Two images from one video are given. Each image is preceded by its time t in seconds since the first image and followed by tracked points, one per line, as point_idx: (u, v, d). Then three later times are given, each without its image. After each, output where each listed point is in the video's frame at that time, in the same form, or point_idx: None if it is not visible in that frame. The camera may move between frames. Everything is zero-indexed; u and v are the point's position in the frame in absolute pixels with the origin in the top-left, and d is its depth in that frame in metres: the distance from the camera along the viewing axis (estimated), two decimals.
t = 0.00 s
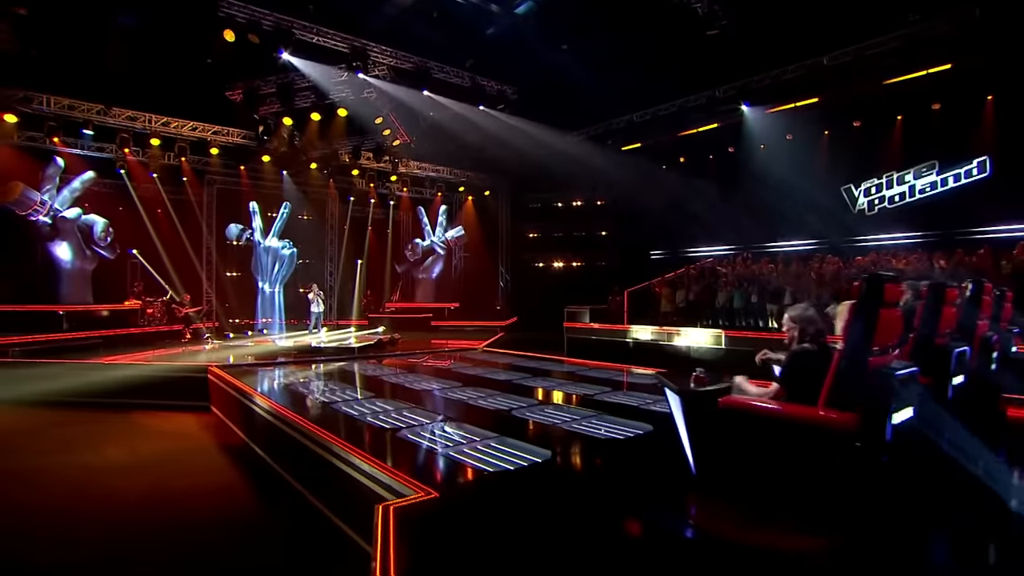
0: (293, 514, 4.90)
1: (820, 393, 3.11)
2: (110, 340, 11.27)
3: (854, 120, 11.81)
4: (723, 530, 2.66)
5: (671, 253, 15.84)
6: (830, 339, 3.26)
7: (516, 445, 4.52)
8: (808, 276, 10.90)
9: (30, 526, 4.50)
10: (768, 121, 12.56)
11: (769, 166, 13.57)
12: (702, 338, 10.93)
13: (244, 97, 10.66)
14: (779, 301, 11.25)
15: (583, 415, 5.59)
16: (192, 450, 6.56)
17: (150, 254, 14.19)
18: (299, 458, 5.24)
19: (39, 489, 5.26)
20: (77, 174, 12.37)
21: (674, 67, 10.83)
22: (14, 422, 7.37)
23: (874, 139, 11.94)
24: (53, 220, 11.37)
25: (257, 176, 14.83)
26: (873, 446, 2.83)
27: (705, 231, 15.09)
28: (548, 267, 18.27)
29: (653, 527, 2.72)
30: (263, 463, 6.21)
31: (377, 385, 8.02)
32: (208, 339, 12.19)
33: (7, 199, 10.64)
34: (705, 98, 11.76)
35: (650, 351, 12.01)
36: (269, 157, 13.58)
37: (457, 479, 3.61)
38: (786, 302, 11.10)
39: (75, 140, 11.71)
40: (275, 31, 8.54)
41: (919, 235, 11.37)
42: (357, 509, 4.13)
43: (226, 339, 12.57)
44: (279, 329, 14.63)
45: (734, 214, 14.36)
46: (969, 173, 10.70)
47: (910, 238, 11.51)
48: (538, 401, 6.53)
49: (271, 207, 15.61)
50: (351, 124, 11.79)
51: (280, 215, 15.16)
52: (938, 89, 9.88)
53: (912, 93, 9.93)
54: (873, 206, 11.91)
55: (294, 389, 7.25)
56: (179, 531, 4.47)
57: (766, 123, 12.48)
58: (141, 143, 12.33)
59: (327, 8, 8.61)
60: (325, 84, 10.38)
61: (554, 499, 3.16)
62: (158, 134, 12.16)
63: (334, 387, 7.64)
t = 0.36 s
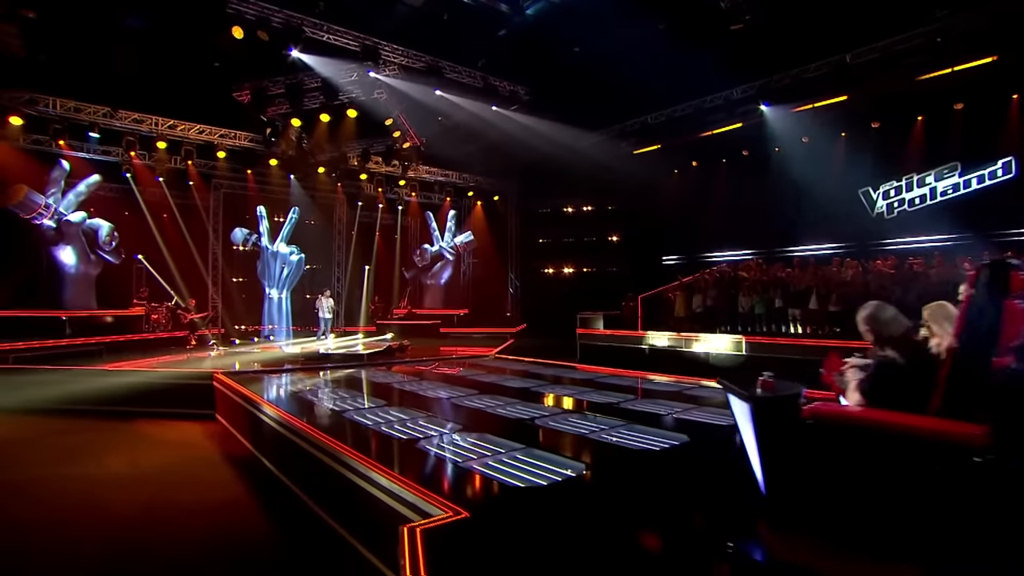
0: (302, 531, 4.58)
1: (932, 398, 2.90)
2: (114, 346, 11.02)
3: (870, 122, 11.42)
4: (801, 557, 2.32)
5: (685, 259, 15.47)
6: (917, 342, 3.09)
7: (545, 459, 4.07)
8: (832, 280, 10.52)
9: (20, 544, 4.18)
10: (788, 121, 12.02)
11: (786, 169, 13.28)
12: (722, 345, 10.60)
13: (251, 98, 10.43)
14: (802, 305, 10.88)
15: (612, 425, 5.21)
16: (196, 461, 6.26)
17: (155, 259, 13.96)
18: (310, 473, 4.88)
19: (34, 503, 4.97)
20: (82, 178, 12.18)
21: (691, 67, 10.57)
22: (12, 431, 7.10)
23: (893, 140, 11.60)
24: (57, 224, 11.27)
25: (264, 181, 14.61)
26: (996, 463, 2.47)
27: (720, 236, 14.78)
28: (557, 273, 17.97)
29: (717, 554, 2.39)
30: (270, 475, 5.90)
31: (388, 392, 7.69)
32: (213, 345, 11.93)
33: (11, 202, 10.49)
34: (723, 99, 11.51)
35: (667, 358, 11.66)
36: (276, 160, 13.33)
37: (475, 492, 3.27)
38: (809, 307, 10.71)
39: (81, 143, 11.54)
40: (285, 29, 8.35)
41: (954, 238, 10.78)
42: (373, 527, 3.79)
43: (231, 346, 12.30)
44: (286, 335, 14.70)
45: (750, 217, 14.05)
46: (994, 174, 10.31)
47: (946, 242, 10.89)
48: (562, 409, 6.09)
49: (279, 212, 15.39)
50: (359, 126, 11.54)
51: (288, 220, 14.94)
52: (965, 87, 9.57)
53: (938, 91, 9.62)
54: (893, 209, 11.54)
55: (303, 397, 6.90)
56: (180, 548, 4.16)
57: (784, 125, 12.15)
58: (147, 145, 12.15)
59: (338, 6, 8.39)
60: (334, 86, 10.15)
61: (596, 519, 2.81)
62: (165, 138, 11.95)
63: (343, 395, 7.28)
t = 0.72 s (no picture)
0: (311, 553, 4.18)
1: None
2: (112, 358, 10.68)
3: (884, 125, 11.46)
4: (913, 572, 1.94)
5: (700, 267, 15.14)
6: None
7: (584, 472, 3.66)
8: (855, 285, 10.17)
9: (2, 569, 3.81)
10: (807, 122, 12.10)
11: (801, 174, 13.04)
12: (742, 353, 10.26)
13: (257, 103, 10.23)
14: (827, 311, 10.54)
15: (647, 435, 4.89)
16: (196, 478, 5.87)
17: (157, 271, 13.70)
18: (319, 489, 4.48)
19: (20, 524, 4.60)
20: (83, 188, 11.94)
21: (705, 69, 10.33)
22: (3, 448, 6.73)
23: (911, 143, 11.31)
24: (57, 234, 11.07)
25: (268, 191, 14.36)
26: None
27: (734, 243, 14.48)
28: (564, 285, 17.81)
29: None
30: (275, 492, 5.51)
31: (397, 403, 7.30)
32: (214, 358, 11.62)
33: (10, 211, 10.30)
34: (738, 101, 11.26)
35: (685, 367, 11.30)
36: (282, 170, 13.21)
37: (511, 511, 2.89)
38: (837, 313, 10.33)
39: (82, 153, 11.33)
40: (292, 28, 8.12)
41: (982, 239, 10.39)
42: (392, 548, 3.40)
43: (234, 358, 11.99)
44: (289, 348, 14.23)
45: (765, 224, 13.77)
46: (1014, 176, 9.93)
47: (971, 246, 10.54)
48: (591, 419, 5.69)
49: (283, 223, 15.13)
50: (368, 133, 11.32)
51: (294, 231, 14.69)
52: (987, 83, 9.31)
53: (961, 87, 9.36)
54: (910, 214, 11.29)
55: (311, 409, 6.53)
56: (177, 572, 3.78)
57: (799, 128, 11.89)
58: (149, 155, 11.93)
59: (345, 5, 8.16)
60: (341, 90, 9.88)
61: (655, 543, 2.43)
62: (167, 147, 11.68)
63: (352, 407, 6.90)
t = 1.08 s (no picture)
0: None
1: None
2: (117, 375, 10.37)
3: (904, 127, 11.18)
4: None
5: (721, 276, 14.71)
6: None
7: (646, 485, 3.21)
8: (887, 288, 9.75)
9: None
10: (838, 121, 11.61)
11: (822, 177, 12.71)
12: (771, 361, 9.86)
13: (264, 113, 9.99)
14: (860, 316, 10.18)
15: (695, 443, 4.49)
16: (202, 499, 5.46)
17: (162, 287, 13.53)
18: (336, 508, 4.06)
19: (9, 549, 4.19)
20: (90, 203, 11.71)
21: (724, 68, 10.06)
22: None
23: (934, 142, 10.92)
24: (61, 248, 10.79)
25: (276, 204, 14.06)
26: None
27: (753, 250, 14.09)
28: (575, 296, 17.42)
29: None
30: (287, 512, 5.08)
31: (416, 418, 6.81)
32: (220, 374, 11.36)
33: (13, 224, 10.07)
34: (756, 102, 10.97)
35: (709, 377, 10.87)
36: (290, 183, 12.99)
37: (569, 532, 2.47)
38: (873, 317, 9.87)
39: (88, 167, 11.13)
40: (303, 30, 7.98)
41: (1019, 240, 9.90)
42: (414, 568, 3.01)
43: (241, 374, 11.66)
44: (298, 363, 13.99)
45: (786, 228, 13.39)
46: None
47: (1013, 246, 9.98)
48: (632, 429, 5.24)
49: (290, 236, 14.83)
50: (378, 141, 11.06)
51: (303, 245, 14.41)
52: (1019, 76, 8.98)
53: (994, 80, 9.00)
54: (935, 216, 10.94)
55: (327, 425, 6.05)
56: None
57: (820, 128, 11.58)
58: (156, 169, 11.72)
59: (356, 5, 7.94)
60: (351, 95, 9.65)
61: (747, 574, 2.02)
62: (174, 160, 11.43)
63: (369, 421, 6.48)
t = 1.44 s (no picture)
0: None
1: None
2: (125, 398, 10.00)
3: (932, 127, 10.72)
4: None
5: (749, 287, 14.18)
6: None
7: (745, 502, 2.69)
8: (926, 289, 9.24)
9: None
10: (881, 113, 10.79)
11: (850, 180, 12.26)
12: (810, 369, 9.34)
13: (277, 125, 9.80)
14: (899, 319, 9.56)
15: (762, 451, 4.01)
16: (211, 526, 5.00)
17: (173, 308, 13.30)
18: (358, 529, 3.63)
19: None
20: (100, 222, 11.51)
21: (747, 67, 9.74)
22: None
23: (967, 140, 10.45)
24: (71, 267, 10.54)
25: (289, 221, 13.79)
26: None
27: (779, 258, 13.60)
28: (592, 311, 17.04)
29: None
30: (304, 539, 4.60)
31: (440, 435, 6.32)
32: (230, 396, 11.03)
33: (22, 243, 9.77)
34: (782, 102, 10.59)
35: (743, 389, 10.32)
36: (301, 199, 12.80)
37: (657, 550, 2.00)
38: (909, 317, 9.37)
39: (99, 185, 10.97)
40: (317, 34, 7.84)
41: None
42: None
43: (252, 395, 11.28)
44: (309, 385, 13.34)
45: (813, 234, 12.92)
46: None
47: None
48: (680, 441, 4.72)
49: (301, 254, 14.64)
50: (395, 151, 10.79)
51: (317, 263, 14.15)
52: None
53: None
54: (968, 217, 10.46)
55: (348, 445, 5.55)
56: None
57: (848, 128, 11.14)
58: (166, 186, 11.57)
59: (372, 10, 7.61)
60: (365, 103, 9.41)
61: None
62: (186, 176, 11.26)
63: (390, 438, 6.00)
